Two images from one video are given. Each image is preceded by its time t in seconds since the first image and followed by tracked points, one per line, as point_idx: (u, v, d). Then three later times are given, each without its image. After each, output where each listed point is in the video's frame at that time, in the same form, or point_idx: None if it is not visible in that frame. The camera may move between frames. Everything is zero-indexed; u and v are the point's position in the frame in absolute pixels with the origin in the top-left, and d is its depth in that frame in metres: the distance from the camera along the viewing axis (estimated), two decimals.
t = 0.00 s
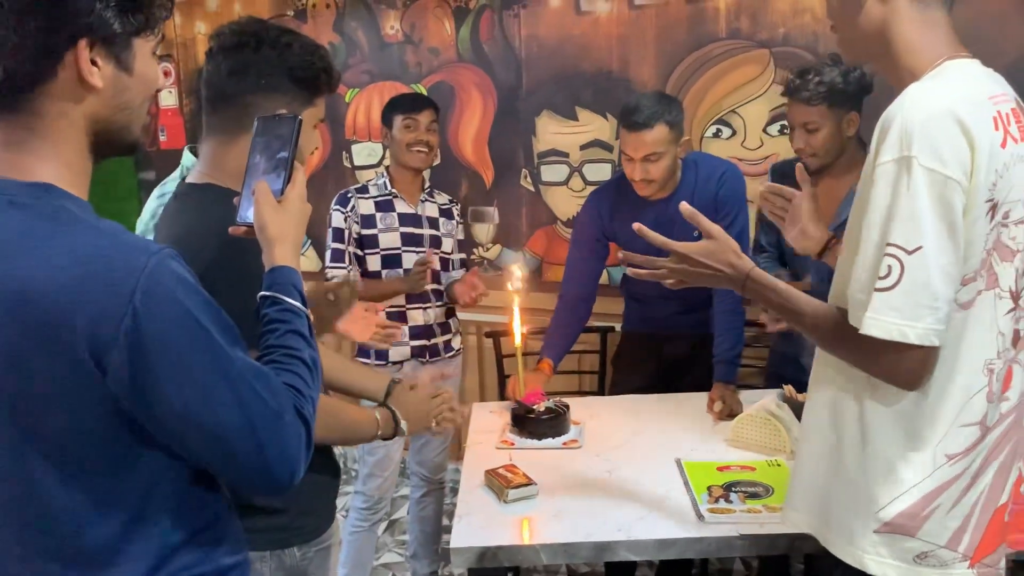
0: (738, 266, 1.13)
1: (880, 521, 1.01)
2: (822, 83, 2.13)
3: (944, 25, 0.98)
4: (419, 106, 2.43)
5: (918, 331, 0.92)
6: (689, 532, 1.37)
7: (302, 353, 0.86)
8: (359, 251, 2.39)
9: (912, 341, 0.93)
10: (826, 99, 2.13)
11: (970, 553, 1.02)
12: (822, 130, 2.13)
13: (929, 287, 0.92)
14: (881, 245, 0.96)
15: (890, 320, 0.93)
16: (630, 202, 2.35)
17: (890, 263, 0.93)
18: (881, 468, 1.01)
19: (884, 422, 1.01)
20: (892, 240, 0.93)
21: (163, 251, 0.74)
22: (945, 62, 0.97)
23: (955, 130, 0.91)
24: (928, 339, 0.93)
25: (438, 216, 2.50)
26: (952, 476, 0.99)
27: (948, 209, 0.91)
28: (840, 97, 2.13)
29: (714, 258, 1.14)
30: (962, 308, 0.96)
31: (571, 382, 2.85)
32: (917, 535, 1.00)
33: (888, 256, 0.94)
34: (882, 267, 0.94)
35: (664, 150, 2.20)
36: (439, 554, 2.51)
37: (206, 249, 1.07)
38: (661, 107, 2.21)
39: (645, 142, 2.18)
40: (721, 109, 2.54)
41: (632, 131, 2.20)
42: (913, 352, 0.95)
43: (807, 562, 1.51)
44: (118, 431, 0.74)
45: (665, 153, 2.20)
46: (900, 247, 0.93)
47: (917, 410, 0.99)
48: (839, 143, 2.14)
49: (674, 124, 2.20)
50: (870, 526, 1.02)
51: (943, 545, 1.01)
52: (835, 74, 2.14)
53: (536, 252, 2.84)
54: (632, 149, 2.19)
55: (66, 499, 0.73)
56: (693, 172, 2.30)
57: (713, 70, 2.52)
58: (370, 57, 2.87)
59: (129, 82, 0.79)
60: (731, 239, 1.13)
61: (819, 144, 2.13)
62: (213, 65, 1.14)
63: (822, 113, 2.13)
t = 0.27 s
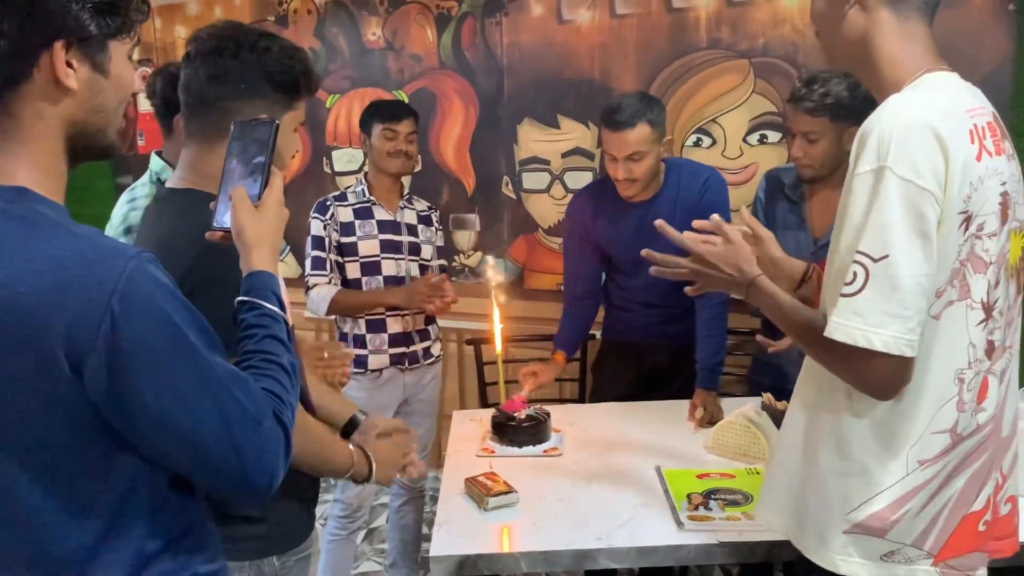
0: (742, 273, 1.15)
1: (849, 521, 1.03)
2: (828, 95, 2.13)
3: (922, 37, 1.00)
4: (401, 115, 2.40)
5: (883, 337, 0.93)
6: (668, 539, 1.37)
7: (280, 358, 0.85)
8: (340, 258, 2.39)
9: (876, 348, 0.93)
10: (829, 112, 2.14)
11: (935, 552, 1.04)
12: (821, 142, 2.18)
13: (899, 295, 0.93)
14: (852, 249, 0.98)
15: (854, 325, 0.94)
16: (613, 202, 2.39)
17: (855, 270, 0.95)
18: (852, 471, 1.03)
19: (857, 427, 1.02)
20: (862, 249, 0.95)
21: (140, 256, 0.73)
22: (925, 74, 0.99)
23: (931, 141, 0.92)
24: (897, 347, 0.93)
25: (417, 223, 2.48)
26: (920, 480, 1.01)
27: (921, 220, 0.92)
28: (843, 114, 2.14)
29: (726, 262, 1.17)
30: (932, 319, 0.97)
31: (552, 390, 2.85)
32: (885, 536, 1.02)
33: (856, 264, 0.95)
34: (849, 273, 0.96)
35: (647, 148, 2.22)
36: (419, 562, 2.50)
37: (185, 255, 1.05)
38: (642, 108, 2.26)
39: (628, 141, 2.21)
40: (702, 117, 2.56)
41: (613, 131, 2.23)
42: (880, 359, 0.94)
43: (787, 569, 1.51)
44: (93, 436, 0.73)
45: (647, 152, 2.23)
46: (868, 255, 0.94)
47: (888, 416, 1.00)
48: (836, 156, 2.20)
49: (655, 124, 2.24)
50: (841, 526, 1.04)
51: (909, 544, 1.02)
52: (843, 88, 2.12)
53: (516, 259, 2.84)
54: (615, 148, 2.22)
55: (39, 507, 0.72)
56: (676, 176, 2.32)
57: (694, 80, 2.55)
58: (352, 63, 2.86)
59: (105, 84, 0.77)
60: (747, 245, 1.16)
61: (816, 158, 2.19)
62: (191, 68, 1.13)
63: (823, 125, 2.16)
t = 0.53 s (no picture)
0: (708, 272, 1.15)
1: (840, 531, 1.03)
2: (817, 95, 2.11)
3: (904, 46, 1.01)
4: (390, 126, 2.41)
5: (881, 345, 0.94)
6: (654, 545, 1.37)
7: (263, 365, 0.84)
8: (323, 264, 2.37)
9: (874, 354, 0.94)
10: (820, 110, 2.12)
11: (928, 564, 1.04)
12: (805, 141, 2.15)
13: (892, 303, 0.94)
14: (845, 261, 0.99)
15: (853, 334, 0.94)
16: (598, 206, 2.42)
17: (853, 278, 0.95)
18: (843, 478, 1.03)
19: (847, 433, 1.02)
20: (857, 255, 0.95)
21: (124, 260, 0.72)
22: (909, 82, 1.00)
23: (920, 149, 0.93)
24: (890, 354, 0.94)
25: (401, 228, 2.47)
26: (910, 487, 1.01)
27: (911, 227, 0.93)
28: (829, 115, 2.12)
29: (687, 263, 1.16)
30: (921, 323, 0.98)
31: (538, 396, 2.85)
32: (877, 546, 1.02)
33: (852, 271, 0.95)
34: (846, 281, 0.96)
35: (629, 154, 2.22)
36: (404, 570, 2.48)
37: (169, 262, 1.04)
38: (625, 112, 2.26)
39: (610, 148, 2.21)
40: (687, 124, 2.58)
41: (597, 138, 2.23)
42: (871, 367, 0.96)
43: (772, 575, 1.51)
44: (72, 442, 0.71)
45: (630, 158, 2.23)
46: (864, 262, 0.94)
47: (875, 422, 1.01)
48: (819, 160, 2.18)
49: (638, 129, 2.23)
50: (832, 535, 1.04)
51: (901, 556, 1.03)
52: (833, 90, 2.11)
53: (502, 265, 2.83)
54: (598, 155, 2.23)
55: (17, 516, 0.70)
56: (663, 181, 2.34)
57: (679, 87, 2.56)
58: (337, 69, 2.85)
59: (89, 89, 0.76)
60: (705, 247, 1.16)
61: (799, 155, 2.17)
62: (183, 75, 1.12)
63: (809, 123, 2.14)
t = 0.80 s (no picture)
0: (718, 288, 1.14)
1: (833, 533, 1.03)
2: (807, 97, 2.12)
3: (893, 52, 1.01)
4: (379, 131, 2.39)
5: (869, 351, 0.93)
6: (646, 551, 1.37)
7: (252, 373, 0.83)
8: (313, 270, 2.37)
9: (863, 361, 0.94)
10: (810, 113, 2.13)
11: (916, 563, 1.05)
12: (797, 143, 2.16)
13: (881, 308, 0.93)
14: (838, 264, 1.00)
15: (841, 339, 0.94)
16: (597, 212, 2.41)
17: (841, 284, 0.96)
18: (834, 482, 1.03)
19: (836, 437, 1.02)
20: (845, 262, 0.95)
21: (113, 266, 0.71)
22: (900, 88, 1.00)
23: (911, 154, 0.93)
24: (881, 360, 0.93)
25: (391, 232, 2.46)
26: (903, 490, 1.01)
27: (901, 232, 0.93)
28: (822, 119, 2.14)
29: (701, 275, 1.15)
30: (912, 329, 0.98)
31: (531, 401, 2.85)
32: (867, 548, 1.02)
33: (841, 277, 0.96)
34: (835, 287, 0.97)
35: (621, 161, 2.21)
36: None
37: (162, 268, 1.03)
38: (618, 118, 2.25)
39: (603, 154, 2.20)
40: (679, 130, 2.59)
41: (588, 144, 2.22)
42: (866, 373, 0.95)
43: None
44: (59, 450, 0.70)
45: (621, 165, 2.21)
46: (852, 268, 0.95)
47: (866, 428, 1.01)
48: (810, 161, 2.19)
49: (630, 134, 2.22)
50: (823, 539, 1.04)
51: (891, 555, 1.03)
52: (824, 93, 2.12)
53: (495, 270, 2.83)
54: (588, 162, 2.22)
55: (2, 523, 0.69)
56: (662, 184, 2.34)
57: (671, 92, 2.57)
58: (331, 74, 2.85)
59: (77, 94, 0.75)
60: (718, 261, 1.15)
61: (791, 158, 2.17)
62: (180, 84, 1.11)
63: (800, 126, 2.15)
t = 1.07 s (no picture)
0: (683, 281, 1.14)
1: (832, 541, 1.02)
2: (800, 109, 2.16)
3: (888, 54, 1.02)
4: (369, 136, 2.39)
5: (866, 353, 0.94)
6: (644, 555, 1.36)
7: (250, 376, 0.83)
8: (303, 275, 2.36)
9: (859, 362, 0.94)
10: (803, 124, 2.17)
11: (920, 571, 1.04)
12: (793, 154, 2.18)
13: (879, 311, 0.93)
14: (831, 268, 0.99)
15: (839, 342, 0.94)
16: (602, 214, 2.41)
17: (841, 287, 0.95)
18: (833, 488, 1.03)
19: (834, 441, 1.02)
20: (845, 263, 0.95)
21: (111, 269, 0.71)
22: (894, 91, 1.01)
23: (906, 157, 0.93)
24: (877, 361, 0.94)
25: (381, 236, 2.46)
26: (901, 494, 1.01)
27: (896, 235, 0.93)
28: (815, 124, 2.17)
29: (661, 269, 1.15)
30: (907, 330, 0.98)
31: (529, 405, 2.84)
32: (868, 555, 1.02)
33: (840, 280, 0.95)
34: (834, 290, 0.96)
35: (625, 162, 2.22)
36: None
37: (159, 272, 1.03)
38: (623, 118, 2.25)
39: (605, 155, 2.22)
40: (676, 133, 2.60)
41: (593, 144, 2.23)
42: (858, 375, 0.96)
43: None
44: (53, 454, 0.70)
45: (625, 165, 2.22)
46: (851, 271, 0.94)
47: (862, 432, 1.00)
48: (807, 167, 2.20)
49: (634, 135, 2.23)
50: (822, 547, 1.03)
51: (893, 564, 1.03)
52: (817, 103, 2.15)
53: (493, 273, 2.83)
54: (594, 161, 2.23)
55: None
56: (667, 186, 2.34)
57: (668, 96, 2.58)
58: (328, 78, 2.86)
59: (68, 95, 0.75)
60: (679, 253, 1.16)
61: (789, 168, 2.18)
62: (178, 88, 1.11)
63: (795, 137, 2.18)
